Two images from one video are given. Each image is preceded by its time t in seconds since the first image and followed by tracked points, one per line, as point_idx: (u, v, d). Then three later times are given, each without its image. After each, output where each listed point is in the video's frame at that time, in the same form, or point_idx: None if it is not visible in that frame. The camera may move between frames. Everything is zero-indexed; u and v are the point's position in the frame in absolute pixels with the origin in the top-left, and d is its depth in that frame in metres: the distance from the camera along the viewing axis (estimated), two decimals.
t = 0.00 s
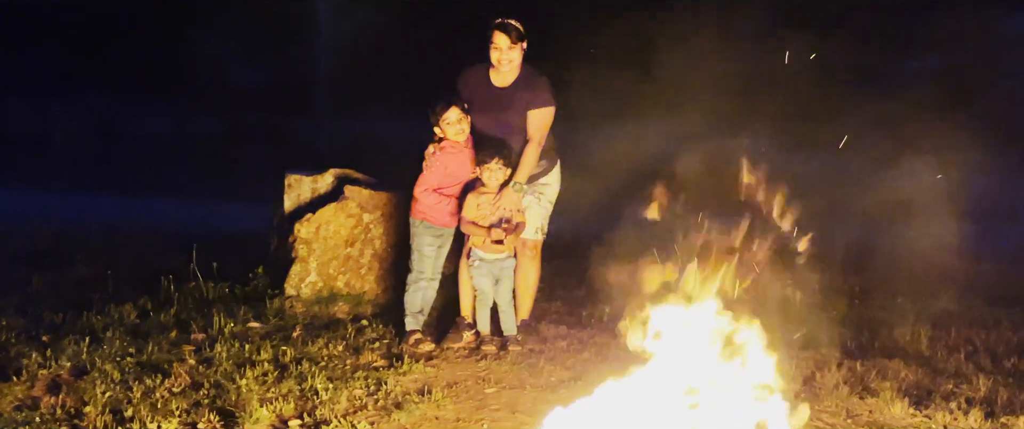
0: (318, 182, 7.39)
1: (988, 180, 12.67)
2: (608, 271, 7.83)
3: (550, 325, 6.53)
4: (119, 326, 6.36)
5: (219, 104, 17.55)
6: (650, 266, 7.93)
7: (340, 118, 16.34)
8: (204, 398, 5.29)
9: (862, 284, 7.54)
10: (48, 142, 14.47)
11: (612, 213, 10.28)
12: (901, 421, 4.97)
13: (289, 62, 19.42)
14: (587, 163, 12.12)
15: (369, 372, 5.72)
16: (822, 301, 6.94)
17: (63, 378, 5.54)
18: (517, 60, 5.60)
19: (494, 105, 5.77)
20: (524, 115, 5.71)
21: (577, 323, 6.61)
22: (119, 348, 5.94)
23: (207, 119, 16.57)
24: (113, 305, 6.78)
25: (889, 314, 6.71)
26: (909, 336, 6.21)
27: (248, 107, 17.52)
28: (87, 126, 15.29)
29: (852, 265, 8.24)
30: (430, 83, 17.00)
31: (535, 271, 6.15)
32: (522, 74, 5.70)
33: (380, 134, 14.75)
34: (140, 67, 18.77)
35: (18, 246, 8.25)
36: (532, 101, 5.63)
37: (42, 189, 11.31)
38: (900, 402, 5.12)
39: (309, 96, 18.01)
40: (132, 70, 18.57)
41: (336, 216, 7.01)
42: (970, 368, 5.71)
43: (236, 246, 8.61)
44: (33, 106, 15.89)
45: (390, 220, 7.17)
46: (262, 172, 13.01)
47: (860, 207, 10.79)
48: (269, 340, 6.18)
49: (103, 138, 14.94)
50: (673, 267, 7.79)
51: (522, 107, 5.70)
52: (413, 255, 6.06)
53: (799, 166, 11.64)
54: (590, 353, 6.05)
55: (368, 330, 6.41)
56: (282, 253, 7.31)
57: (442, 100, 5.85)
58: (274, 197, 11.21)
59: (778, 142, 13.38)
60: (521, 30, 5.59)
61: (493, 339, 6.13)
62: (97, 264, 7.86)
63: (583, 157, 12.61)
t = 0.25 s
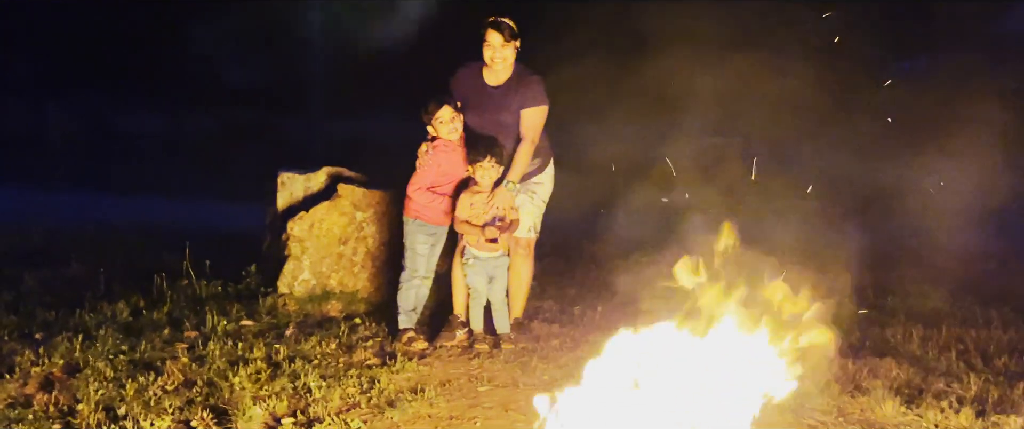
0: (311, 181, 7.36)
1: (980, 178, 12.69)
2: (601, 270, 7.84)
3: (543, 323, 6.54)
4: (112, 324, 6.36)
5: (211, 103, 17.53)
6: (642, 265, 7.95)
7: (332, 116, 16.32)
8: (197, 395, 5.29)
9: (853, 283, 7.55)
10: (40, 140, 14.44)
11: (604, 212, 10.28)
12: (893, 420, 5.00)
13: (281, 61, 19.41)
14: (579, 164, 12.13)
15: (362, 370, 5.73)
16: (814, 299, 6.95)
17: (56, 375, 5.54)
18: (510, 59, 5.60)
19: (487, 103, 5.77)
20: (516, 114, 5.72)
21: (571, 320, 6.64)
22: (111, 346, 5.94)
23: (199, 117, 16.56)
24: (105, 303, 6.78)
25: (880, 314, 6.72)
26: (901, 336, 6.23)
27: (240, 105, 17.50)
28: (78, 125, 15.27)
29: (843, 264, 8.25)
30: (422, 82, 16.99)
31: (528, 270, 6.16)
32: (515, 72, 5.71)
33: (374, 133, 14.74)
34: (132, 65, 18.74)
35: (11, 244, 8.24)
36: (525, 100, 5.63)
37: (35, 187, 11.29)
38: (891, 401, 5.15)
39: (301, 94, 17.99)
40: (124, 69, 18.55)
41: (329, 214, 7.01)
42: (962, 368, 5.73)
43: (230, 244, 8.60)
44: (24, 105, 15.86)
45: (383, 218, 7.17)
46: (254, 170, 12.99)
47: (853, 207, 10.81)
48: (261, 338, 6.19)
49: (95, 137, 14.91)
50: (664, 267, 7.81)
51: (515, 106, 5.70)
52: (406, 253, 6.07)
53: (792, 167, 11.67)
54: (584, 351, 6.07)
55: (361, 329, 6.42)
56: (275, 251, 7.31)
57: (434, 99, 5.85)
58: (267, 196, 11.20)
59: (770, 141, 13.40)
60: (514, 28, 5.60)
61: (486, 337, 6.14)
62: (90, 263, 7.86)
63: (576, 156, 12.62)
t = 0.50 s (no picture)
0: (304, 178, 7.38)
1: (970, 178, 12.71)
2: (593, 268, 7.86)
3: (534, 321, 6.55)
4: (104, 321, 6.36)
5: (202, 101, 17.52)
6: (634, 263, 7.96)
7: (323, 114, 16.32)
8: (189, 392, 5.30)
9: (844, 280, 7.57)
10: (30, 137, 14.42)
11: (595, 211, 10.30)
12: (883, 417, 5.02)
13: (272, 59, 19.40)
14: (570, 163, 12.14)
15: (354, 366, 5.74)
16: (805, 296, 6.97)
17: (48, 372, 5.55)
18: (502, 56, 5.61)
19: (479, 101, 5.78)
20: (509, 112, 5.72)
21: (562, 318, 6.65)
22: (104, 342, 5.94)
23: (190, 115, 16.54)
24: (97, 300, 6.78)
25: (870, 311, 6.74)
26: (891, 334, 6.25)
27: (231, 103, 17.48)
28: (69, 122, 15.25)
29: (834, 262, 8.27)
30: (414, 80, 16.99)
31: (520, 266, 6.17)
32: (507, 70, 5.71)
33: (365, 131, 14.74)
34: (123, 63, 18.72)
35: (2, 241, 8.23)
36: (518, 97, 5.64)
37: (26, 185, 11.28)
38: (881, 398, 5.17)
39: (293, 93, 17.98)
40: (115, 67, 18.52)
41: (321, 211, 7.02)
42: (952, 366, 5.75)
43: (221, 241, 8.60)
44: (15, 102, 15.83)
45: (375, 216, 7.17)
46: (246, 168, 12.99)
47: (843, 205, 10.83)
48: (253, 335, 6.20)
49: (86, 134, 14.90)
50: (656, 265, 7.82)
51: (507, 103, 5.70)
52: (399, 250, 6.08)
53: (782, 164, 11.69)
54: (575, 348, 6.08)
55: (352, 326, 6.43)
56: (266, 248, 7.31)
57: (426, 97, 5.86)
58: (258, 193, 11.19)
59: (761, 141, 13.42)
60: (506, 26, 5.60)
61: (478, 334, 6.14)
62: (81, 260, 7.86)
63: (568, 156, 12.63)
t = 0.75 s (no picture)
0: (295, 175, 7.39)
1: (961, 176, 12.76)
2: (584, 266, 7.88)
3: (525, 319, 6.57)
4: (96, 318, 6.37)
5: (192, 98, 17.51)
6: (626, 260, 8.00)
7: (314, 112, 16.32)
8: (182, 389, 5.31)
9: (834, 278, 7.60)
10: (20, 134, 14.41)
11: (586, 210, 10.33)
12: (872, 415, 5.05)
13: (263, 57, 19.39)
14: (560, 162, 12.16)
15: (346, 364, 5.75)
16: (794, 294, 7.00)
17: (40, 369, 5.55)
18: (494, 56, 5.62)
19: (471, 100, 5.78)
20: (501, 111, 5.73)
21: (553, 316, 6.67)
22: (96, 340, 5.95)
23: (181, 112, 16.53)
24: (89, 297, 6.79)
25: (860, 309, 6.77)
26: (880, 332, 6.28)
27: (222, 101, 17.48)
28: (59, 119, 15.23)
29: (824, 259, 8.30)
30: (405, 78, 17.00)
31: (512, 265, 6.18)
32: (499, 69, 5.72)
33: (356, 128, 14.74)
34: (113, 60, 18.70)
35: None
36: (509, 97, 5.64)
37: (16, 181, 11.28)
38: (871, 396, 5.20)
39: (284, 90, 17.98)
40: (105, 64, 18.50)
41: (313, 209, 7.03)
42: (941, 364, 5.79)
43: (213, 239, 8.61)
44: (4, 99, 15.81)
45: (367, 214, 7.17)
46: (236, 165, 12.99)
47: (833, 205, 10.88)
48: (246, 332, 6.20)
49: (76, 131, 14.89)
50: (647, 263, 7.84)
51: (499, 102, 5.71)
52: (392, 248, 6.10)
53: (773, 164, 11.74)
54: (567, 346, 6.10)
55: (344, 323, 6.44)
56: (258, 246, 7.32)
57: (418, 96, 5.87)
58: (249, 191, 11.19)
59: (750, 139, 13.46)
60: (498, 25, 5.61)
61: (470, 333, 6.17)
62: (72, 257, 7.86)
63: (559, 158, 12.67)
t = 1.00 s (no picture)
0: (288, 175, 7.41)
1: (952, 178, 12.80)
2: (575, 265, 7.89)
3: (517, 318, 6.58)
4: (88, 316, 6.37)
5: (182, 98, 17.50)
6: (619, 260, 8.02)
7: (305, 112, 16.32)
8: (175, 387, 5.32)
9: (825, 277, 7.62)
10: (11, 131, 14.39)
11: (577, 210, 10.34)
12: (863, 413, 5.08)
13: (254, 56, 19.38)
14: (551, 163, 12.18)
15: (339, 362, 5.77)
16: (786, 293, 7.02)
17: (33, 367, 5.56)
18: (487, 55, 5.63)
19: (464, 100, 5.80)
20: (494, 111, 5.74)
21: (545, 315, 6.69)
22: (88, 338, 5.95)
23: (172, 111, 16.52)
24: (81, 295, 6.79)
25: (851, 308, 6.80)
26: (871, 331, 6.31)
27: (213, 100, 17.46)
28: (50, 117, 15.21)
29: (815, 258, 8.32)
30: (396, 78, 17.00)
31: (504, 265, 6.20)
32: (492, 68, 5.74)
33: (346, 127, 14.75)
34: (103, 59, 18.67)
35: None
36: (502, 96, 5.66)
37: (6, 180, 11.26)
38: (862, 395, 5.23)
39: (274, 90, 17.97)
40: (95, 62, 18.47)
41: (305, 209, 7.08)
42: (931, 363, 5.82)
43: (205, 237, 8.61)
44: None
45: (359, 212, 7.18)
46: (227, 164, 12.98)
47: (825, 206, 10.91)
48: (238, 331, 6.21)
49: (66, 129, 14.87)
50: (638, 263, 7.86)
51: (492, 102, 5.72)
52: (384, 247, 6.12)
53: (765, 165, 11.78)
54: (560, 345, 6.12)
55: (337, 322, 6.45)
56: (251, 244, 7.32)
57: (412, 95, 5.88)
58: (240, 189, 11.19)
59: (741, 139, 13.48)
60: (492, 25, 5.63)
61: (462, 331, 6.19)
62: (64, 255, 7.86)
63: (552, 158, 12.71)
